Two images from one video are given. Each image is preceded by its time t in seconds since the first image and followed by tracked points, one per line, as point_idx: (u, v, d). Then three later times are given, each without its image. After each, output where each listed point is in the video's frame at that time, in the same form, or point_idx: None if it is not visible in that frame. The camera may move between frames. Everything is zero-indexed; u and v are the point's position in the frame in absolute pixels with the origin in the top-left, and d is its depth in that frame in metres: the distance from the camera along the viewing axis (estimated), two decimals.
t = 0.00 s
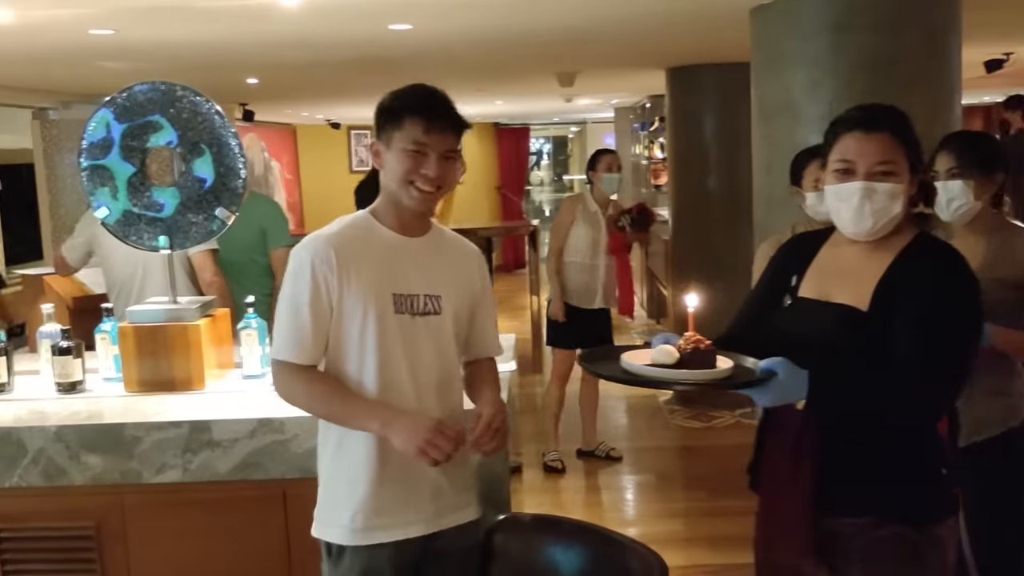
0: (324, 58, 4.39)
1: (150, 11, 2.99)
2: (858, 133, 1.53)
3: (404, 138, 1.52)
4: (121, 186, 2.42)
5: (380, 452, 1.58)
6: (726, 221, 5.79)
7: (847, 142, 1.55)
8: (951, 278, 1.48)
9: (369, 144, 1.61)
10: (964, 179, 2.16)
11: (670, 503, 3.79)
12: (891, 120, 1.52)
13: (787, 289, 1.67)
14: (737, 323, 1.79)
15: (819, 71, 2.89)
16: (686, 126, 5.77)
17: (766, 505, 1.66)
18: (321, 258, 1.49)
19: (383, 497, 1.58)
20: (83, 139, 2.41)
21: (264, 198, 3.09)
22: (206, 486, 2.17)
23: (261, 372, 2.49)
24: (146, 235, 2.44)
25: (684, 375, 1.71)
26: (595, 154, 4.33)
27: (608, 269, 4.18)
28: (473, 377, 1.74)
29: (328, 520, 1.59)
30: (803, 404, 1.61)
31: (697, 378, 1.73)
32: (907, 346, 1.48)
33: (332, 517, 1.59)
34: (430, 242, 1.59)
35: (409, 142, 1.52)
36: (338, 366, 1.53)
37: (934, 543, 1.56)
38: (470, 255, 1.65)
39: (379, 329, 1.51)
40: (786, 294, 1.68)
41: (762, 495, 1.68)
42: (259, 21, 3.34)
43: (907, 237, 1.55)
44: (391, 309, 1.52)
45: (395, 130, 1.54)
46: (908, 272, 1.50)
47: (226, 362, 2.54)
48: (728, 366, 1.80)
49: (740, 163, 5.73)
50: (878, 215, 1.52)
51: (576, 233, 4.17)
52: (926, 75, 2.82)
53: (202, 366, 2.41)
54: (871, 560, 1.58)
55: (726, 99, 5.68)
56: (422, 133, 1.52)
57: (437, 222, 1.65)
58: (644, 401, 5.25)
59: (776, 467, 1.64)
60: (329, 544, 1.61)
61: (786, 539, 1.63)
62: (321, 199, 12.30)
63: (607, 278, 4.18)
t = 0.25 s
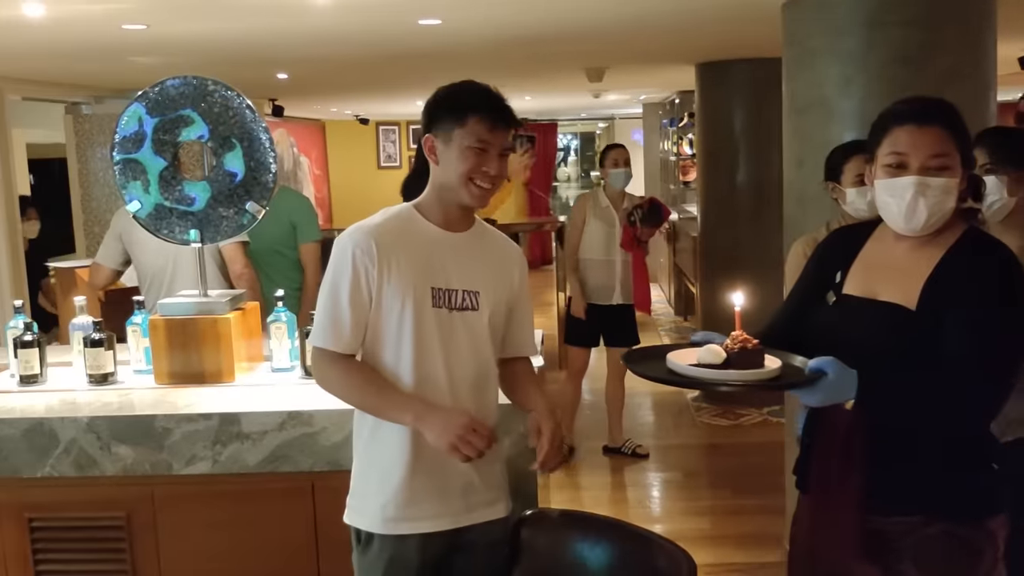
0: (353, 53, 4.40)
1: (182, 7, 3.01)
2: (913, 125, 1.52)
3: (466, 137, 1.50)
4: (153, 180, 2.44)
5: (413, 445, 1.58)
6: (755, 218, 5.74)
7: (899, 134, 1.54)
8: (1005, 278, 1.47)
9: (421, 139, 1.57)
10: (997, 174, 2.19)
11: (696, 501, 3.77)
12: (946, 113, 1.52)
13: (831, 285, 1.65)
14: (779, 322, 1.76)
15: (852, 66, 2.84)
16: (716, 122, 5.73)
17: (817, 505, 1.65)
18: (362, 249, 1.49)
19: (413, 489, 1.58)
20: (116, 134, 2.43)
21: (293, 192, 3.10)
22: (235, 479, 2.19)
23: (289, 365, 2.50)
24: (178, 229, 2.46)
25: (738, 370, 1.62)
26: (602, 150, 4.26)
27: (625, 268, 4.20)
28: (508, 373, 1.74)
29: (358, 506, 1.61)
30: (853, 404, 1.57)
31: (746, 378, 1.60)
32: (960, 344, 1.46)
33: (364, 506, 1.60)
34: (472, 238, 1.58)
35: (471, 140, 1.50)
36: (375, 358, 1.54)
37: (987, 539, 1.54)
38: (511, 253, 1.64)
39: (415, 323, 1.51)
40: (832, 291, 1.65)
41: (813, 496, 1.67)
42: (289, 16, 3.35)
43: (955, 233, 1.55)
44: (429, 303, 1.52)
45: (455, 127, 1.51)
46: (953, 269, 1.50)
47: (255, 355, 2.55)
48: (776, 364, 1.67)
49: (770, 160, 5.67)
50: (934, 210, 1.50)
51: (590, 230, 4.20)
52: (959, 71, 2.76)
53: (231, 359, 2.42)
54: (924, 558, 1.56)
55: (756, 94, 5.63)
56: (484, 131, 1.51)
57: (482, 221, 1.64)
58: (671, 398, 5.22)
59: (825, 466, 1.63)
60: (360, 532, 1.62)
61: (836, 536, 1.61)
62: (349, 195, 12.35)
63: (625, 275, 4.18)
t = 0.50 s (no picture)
0: (361, 49, 4.40)
1: (190, 3, 3.01)
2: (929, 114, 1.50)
3: (481, 132, 1.49)
4: (161, 176, 2.45)
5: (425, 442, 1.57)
6: (763, 216, 5.72)
7: (913, 125, 1.52)
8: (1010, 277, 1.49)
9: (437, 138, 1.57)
10: (1007, 173, 2.05)
11: (703, 499, 3.76)
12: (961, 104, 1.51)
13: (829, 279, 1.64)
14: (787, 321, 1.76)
15: (861, 63, 2.82)
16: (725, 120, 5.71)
17: (823, 501, 1.75)
18: (376, 245, 1.49)
19: (423, 487, 1.57)
20: (125, 129, 2.44)
21: (301, 187, 3.08)
22: (242, 475, 2.19)
23: (297, 361, 2.50)
24: (185, 225, 2.46)
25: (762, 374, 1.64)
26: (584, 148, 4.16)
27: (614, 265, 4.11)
28: (535, 370, 1.75)
29: (368, 500, 1.61)
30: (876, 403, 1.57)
31: (771, 380, 1.62)
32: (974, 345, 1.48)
33: (375, 500, 1.60)
34: (490, 236, 1.58)
35: (487, 135, 1.49)
36: (388, 355, 1.54)
37: (989, 531, 1.60)
38: (530, 252, 1.64)
39: (428, 321, 1.51)
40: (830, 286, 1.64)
41: (818, 492, 1.77)
42: (297, 12, 3.35)
43: (960, 229, 1.54)
44: (444, 301, 1.52)
45: (470, 123, 1.50)
46: (962, 262, 1.51)
47: (262, 352, 2.56)
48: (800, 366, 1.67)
49: (779, 158, 5.65)
50: (951, 202, 1.48)
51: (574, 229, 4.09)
52: (970, 69, 2.75)
53: (239, 356, 2.42)
54: (927, 552, 1.62)
55: (764, 91, 5.61)
56: (500, 125, 1.49)
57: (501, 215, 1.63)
58: (678, 396, 5.22)
59: (831, 464, 1.71)
60: (370, 526, 1.62)
61: (845, 530, 1.70)
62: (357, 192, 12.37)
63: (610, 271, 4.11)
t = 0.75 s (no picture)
0: (363, 48, 4.39)
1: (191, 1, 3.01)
2: (914, 110, 1.61)
3: (478, 131, 1.49)
4: (162, 174, 2.45)
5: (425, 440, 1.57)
6: (764, 216, 5.72)
7: (900, 119, 1.62)
8: (992, 266, 1.60)
9: (437, 138, 1.57)
10: (1012, 173, 2.04)
11: (703, 498, 3.76)
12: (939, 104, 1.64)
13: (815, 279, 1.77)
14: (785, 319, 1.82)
15: (864, 61, 2.81)
16: (726, 119, 5.71)
17: (816, 498, 1.76)
18: (375, 245, 1.50)
19: (424, 486, 1.57)
20: (126, 127, 2.44)
21: (302, 187, 3.09)
22: (242, 473, 2.19)
23: (297, 359, 2.51)
24: (186, 223, 2.46)
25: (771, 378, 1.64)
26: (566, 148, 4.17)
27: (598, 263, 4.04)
28: (539, 372, 1.76)
29: (368, 500, 1.61)
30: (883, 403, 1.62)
31: (781, 385, 1.60)
32: (962, 338, 1.59)
33: (374, 498, 1.60)
34: (492, 235, 1.58)
35: (484, 134, 1.48)
36: (388, 354, 1.54)
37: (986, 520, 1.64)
38: (534, 251, 1.63)
39: (428, 321, 1.51)
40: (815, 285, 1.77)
41: (811, 490, 1.79)
42: (298, 11, 3.35)
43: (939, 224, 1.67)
44: (443, 300, 1.52)
45: (467, 122, 1.50)
46: (946, 255, 1.63)
47: (262, 350, 2.55)
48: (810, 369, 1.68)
49: (780, 157, 5.65)
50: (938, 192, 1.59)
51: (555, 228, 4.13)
52: (969, 69, 2.74)
53: (239, 354, 2.42)
54: (925, 545, 1.65)
55: (766, 90, 5.61)
56: (497, 124, 1.49)
57: (503, 214, 1.63)
58: (679, 395, 5.22)
59: (827, 462, 1.72)
60: (370, 524, 1.62)
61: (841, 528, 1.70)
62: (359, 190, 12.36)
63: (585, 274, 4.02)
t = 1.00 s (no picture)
0: (361, 46, 4.38)
1: None
2: (892, 115, 1.67)
3: (464, 132, 1.48)
4: (159, 173, 2.44)
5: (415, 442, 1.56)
6: (764, 215, 5.70)
7: (878, 125, 1.68)
8: (983, 266, 1.66)
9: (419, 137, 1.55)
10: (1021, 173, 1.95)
11: (703, 498, 3.75)
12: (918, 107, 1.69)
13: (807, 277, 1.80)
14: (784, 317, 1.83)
15: (864, 59, 2.82)
16: (726, 117, 5.70)
17: (811, 497, 1.84)
18: (362, 248, 1.49)
19: (417, 487, 1.57)
20: (122, 126, 2.43)
21: (299, 185, 3.09)
22: (239, 472, 2.19)
23: (295, 359, 2.49)
24: (183, 223, 2.46)
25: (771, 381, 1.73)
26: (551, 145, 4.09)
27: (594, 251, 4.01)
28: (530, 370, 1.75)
29: (361, 503, 1.61)
30: (877, 403, 1.71)
31: (775, 388, 1.72)
32: (952, 335, 1.66)
33: (368, 502, 1.59)
34: (479, 232, 1.57)
35: (470, 135, 1.48)
36: (379, 357, 1.54)
37: (976, 515, 1.75)
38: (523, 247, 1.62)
39: (418, 321, 1.51)
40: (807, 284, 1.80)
41: (806, 488, 1.85)
42: (296, 10, 3.35)
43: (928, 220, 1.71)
44: (433, 299, 1.52)
45: (452, 123, 1.49)
46: (937, 255, 1.68)
47: (260, 349, 2.55)
48: (809, 370, 1.75)
49: (780, 156, 5.63)
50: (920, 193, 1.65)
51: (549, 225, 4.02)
52: (969, 67, 2.72)
53: (236, 353, 2.41)
54: (918, 541, 1.77)
55: (766, 89, 5.60)
56: (482, 124, 1.48)
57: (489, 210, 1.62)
58: (678, 394, 5.21)
59: (821, 463, 1.82)
60: (364, 527, 1.62)
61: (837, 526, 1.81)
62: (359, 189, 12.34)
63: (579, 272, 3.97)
